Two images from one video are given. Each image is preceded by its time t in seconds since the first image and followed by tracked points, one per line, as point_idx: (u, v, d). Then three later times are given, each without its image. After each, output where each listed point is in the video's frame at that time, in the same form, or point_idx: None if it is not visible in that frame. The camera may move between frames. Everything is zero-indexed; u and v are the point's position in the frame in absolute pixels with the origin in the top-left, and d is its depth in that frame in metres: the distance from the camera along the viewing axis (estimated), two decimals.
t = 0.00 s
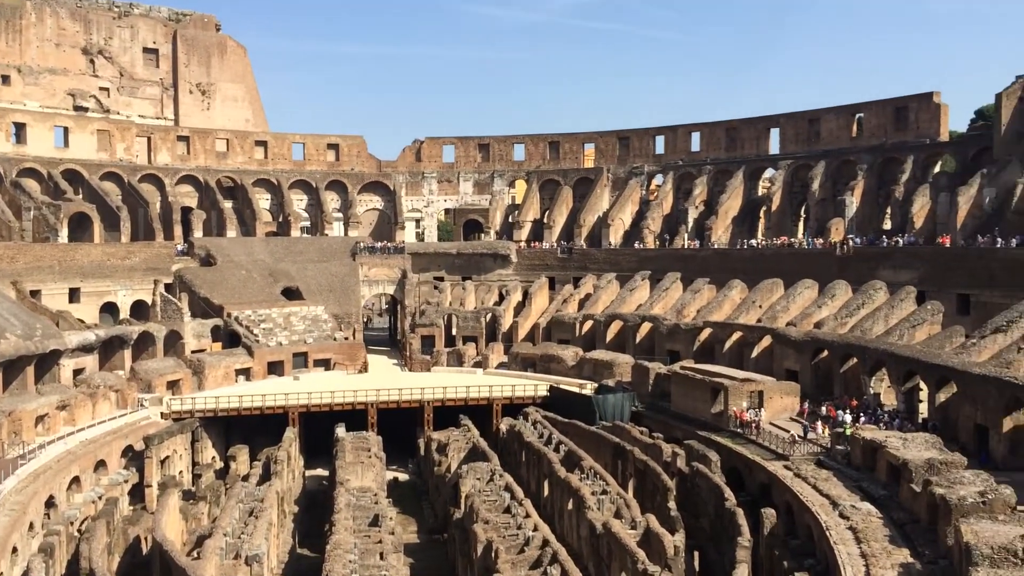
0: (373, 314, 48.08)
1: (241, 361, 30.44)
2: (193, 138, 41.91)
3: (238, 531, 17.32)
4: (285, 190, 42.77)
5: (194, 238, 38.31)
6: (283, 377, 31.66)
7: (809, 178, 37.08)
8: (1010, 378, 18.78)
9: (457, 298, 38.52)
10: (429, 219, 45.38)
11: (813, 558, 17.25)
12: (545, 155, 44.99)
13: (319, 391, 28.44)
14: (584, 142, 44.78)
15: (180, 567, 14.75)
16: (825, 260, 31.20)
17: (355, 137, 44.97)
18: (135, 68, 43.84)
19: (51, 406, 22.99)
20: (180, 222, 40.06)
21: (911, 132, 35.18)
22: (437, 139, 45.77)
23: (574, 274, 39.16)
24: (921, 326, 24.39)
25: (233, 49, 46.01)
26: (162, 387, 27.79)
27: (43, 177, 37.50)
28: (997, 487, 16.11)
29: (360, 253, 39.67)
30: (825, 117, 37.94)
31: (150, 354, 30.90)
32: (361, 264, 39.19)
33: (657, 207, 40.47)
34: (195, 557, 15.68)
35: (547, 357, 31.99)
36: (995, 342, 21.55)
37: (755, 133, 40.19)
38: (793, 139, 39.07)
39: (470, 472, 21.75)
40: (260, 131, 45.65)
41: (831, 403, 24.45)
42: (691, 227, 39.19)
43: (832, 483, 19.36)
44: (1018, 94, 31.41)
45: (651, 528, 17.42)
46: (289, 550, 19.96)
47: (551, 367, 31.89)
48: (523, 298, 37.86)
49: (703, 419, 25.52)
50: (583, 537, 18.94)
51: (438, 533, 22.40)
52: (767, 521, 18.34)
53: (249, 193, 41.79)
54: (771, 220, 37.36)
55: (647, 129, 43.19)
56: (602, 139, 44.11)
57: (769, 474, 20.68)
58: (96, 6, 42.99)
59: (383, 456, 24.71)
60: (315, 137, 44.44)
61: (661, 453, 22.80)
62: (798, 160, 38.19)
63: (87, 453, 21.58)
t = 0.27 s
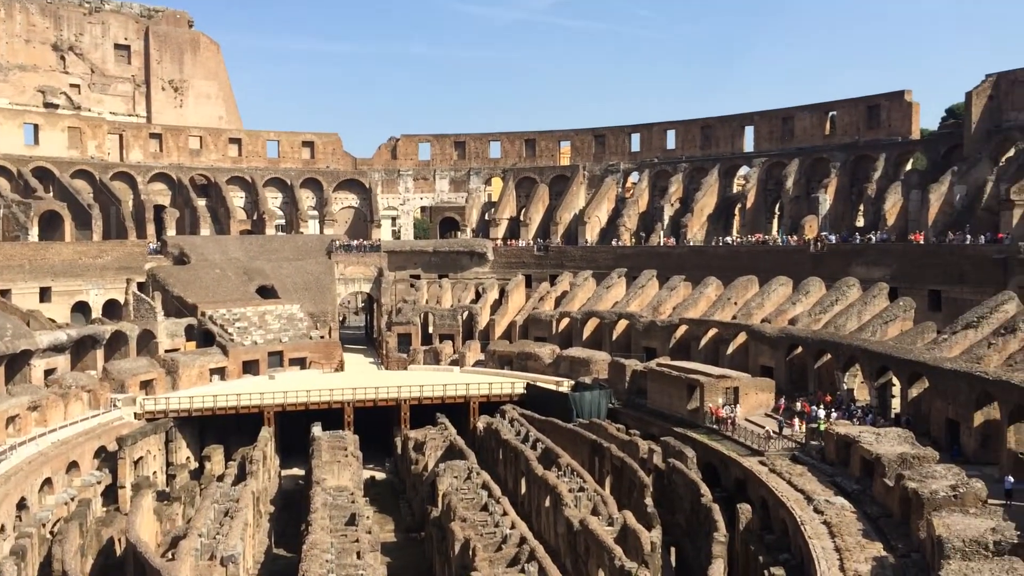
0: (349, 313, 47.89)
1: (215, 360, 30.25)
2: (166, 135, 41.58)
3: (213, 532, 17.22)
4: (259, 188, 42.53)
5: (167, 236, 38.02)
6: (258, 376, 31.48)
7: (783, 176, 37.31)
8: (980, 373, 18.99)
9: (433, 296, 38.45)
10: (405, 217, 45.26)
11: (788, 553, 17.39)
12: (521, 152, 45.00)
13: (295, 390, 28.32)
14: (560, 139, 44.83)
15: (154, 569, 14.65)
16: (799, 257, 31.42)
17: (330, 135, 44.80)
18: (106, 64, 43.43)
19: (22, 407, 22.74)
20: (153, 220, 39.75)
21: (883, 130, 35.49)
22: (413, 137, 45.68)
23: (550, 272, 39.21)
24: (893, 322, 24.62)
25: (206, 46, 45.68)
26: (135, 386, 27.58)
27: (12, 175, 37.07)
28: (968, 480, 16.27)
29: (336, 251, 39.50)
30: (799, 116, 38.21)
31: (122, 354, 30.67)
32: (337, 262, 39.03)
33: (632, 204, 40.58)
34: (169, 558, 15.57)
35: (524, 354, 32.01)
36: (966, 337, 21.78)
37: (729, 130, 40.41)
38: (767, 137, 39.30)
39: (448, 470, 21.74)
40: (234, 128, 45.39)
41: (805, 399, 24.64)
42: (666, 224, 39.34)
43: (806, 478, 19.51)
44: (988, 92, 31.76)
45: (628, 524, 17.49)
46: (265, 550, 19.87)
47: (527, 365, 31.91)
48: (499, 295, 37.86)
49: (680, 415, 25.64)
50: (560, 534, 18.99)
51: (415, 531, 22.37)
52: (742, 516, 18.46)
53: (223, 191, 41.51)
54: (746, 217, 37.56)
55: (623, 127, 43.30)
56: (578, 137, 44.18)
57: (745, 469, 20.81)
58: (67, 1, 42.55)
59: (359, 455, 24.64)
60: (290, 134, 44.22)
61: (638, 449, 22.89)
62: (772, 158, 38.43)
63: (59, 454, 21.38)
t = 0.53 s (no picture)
0: (328, 314, 47.72)
1: (193, 363, 30.07)
2: (141, 136, 41.29)
3: (191, 536, 17.10)
4: (236, 189, 42.31)
5: (143, 237, 37.76)
6: (236, 378, 31.30)
7: (760, 176, 37.53)
8: (955, 371, 19.16)
9: (412, 297, 38.38)
10: (384, 218, 45.14)
11: (766, 550, 17.52)
12: (499, 153, 45.01)
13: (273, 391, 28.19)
14: (538, 140, 44.86)
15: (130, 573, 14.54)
16: (776, 256, 31.61)
17: (308, 135, 44.64)
18: (80, 64, 43.06)
19: None
20: (128, 221, 39.48)
21: (859, 130, 35.76)
22: (391, 137, 45.59)
23: (529, 272, 39.24)
24: (869, 321, 24.80)
25: (181, 46, 45.40)
26: (111, 389, 27.37)
27: None
28: (944, 477, 16.38)
29: (314, 252, 39.32)
30: (775, 116, 38.44)
31: (98, 357, 30.45)
32: (315, 263, 38.87)
33: (610, 204, 40.68)
34: (146, 563, 15.46)
35: (503, 355, 32.02)
36: (941, 335, 21.97)
37: (707, 131, 40.60)
38: (744, 137, 39.49)
39: (427, 471, 21.71)
40: (210, 128, 45.15)
41: (783, 397, 24.78)
42: (645, 224, 39.47)
43: (784, 476, 19.64)
44: (961, 92, 32.06)
45: (608, 523, 17.54)
46: (244, 553, 19.77)
47: (507, 365, 31.92)
48: (478, 296, 37.83)
49: (659, 414, 25.73)
50: (540, 535, 19.01)
51: (394, 533, 22.32)
52: (721, 515, 18.56)
53: (200, 192, 41.26)
54: (723, 217, 37.74)
55: (601, 127, 43.41)
56: (556, 137, 44.24)
57: (723, 468, 20.91)
58: (40, 1, 42.18)
59: (339, 457, 24.56)
60: (267, 135, 44.02)
61: (617, 449, 22.95)
62: (749, 158, 38.65)
63: (33, 458, 21.19)
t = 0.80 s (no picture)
0: (310, 313, 47.57)
1: (174, 362, 29.92)
2: (121, 134, 41.03)
3: (173, 536, 17.01)
4: (217, 188, 42.11)
5: (123, 236, 37.54)
6: (218, 378, 31.16)
7: (741, 174, 37.67)
8: (935, 367, 19.31)
9: (395, 295, 38.32)
10: (366, 216, 45.03)
11: (749, 546, 17.62)
12: (482, 151, 44.98)
13: (256, 391, 28.09)
14: (521, 138, 44.86)
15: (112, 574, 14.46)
16: (758, 254, 31.75)
17: (290, 133, 44.47)
18: (59, 62, 42.73)
19: None
20: (108, 220, 39.26)
21: (839, 128, 35.95)
22: (373, 135, 45.49)
23: (512, 270, 39.25)
24: (850, 318, 24.94)
25: (161, 43, 45.12)
26: (92, 389, 27.20)
27: None
28: (923, 472, 16.48)
29: (297, 251, 39.18)
30: (756, 114, 38.59)
31: (78, 357, 30.27)
32: (297, 261, 38.72)
33: (593, 203, 40.73)
34: (128, 564, 15.38)
35: (487, 353, 32.01)
36: (920, 332, 22.13)
37: (688, 129, 40.72)
38: (726, 135, 39.63)
39: (411, 470, 21.67)
40: (190, 126, 44.91)
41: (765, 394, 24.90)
42: (627, 222, 39.55)
43: (767, 473, 19.73)
44: (940, 91, 32.30)
45: (591, 521, 17.59)
46: (226, 554, 19.70)
47: (490, 364, 31.92)
48: (461, 294, 37.81)
49: (642, 412, 25.81)
50: (524, 533, 19.04)
51: (378, 532, 22.29)
52: (704, 511, 18.65)
53: (181, 191, 41.04)
54: (705, 215, 37.87)
55: (583, 125, 43.45)
56: (539, 136, 44.26)
57: (706, 465, 20.99)
58: None
59: (322, 456, 24.49)
60: (249, 133, 43.83)
61: (600, 446, 23.00)
62: (731, 156, 38.78)
63: (12, 459, 21.05)
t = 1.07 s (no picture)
0: (294, 311, 47.42)
1: (156, 361, 29.76)
2: (103, 131, 40.73)
3: (155, 536, 16.94)
4: (200, 186, 41.92)
5: (104, 234, 37.33)
6: (200, 377, 31.01)
7: (725, 175, 37.80)
8: (916, 367, 19.42)
9: (379, 294, 38.24)
10: (351, 215, 44.92)
11: (732, 545, 17.68)
12: (467, 150, 44.96)
13: (239, 390, 27.97)
14: (506, 137, 44.84)
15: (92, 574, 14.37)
16: (741, 254, 31.86)
17: (274, 131, 44.30)
18: (40, 58, 42.41)
19: None
20: (89, 218, 39.07)
21: (822, 129, 36.12)
22: (358, 134, 45.39)
23: (497, 269, 39.23)
24: (832, 317, 25.06)
25: (144, 40, 44.87)
26: (73, 388, 27.03)
27: None
28: (904, 471, 16.55)
29: (280, 249, 39.04)
30: (740, 115, 38.73)
31: (58, 355, 30.11)
32: (281, 260, 38.57)
33: (578, 202, 40.78)
34: (109, 564, 15.30)
35: (471, 352, 31.99)
36: (902, 331, 22.25)
37: (673, 129, 40.83)
38: (710, 136, 39.76)
39: (394, 470, 21.63)
40: (173, 124, 44.70)
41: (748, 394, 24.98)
42: (612, 222, 39.63)
43: (749, 472, 19.80)
44: (922, 93, 32.50)
45: (575, 520, 17.61)
46: (208, 554, 19.62)
47: (475, 363, 31.89)
48: (446, 294, 37.77)
49: (626, 411, 25.85)
50: (508, 532, 19.04)
51: (361, 531, 22.24)
52: (687, 510, 18.71)
53: (163, 188, 40.83)
54: (690, 215, 37.98)
55: (568, 125, 43.49)
56: (524, 135, 44.27)
57: (689, 464, 21.05)
58: None
59: (305, 455, 24.41)
60: (232, 131, 43.65)
61: (584, 446, 23.02)
62: (715, 157, 38.90)
63: None
